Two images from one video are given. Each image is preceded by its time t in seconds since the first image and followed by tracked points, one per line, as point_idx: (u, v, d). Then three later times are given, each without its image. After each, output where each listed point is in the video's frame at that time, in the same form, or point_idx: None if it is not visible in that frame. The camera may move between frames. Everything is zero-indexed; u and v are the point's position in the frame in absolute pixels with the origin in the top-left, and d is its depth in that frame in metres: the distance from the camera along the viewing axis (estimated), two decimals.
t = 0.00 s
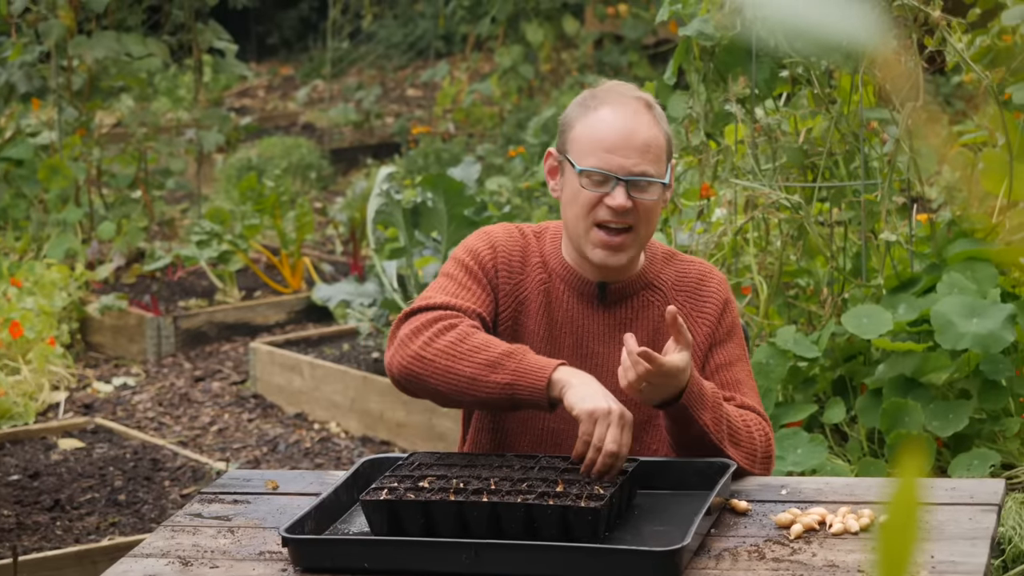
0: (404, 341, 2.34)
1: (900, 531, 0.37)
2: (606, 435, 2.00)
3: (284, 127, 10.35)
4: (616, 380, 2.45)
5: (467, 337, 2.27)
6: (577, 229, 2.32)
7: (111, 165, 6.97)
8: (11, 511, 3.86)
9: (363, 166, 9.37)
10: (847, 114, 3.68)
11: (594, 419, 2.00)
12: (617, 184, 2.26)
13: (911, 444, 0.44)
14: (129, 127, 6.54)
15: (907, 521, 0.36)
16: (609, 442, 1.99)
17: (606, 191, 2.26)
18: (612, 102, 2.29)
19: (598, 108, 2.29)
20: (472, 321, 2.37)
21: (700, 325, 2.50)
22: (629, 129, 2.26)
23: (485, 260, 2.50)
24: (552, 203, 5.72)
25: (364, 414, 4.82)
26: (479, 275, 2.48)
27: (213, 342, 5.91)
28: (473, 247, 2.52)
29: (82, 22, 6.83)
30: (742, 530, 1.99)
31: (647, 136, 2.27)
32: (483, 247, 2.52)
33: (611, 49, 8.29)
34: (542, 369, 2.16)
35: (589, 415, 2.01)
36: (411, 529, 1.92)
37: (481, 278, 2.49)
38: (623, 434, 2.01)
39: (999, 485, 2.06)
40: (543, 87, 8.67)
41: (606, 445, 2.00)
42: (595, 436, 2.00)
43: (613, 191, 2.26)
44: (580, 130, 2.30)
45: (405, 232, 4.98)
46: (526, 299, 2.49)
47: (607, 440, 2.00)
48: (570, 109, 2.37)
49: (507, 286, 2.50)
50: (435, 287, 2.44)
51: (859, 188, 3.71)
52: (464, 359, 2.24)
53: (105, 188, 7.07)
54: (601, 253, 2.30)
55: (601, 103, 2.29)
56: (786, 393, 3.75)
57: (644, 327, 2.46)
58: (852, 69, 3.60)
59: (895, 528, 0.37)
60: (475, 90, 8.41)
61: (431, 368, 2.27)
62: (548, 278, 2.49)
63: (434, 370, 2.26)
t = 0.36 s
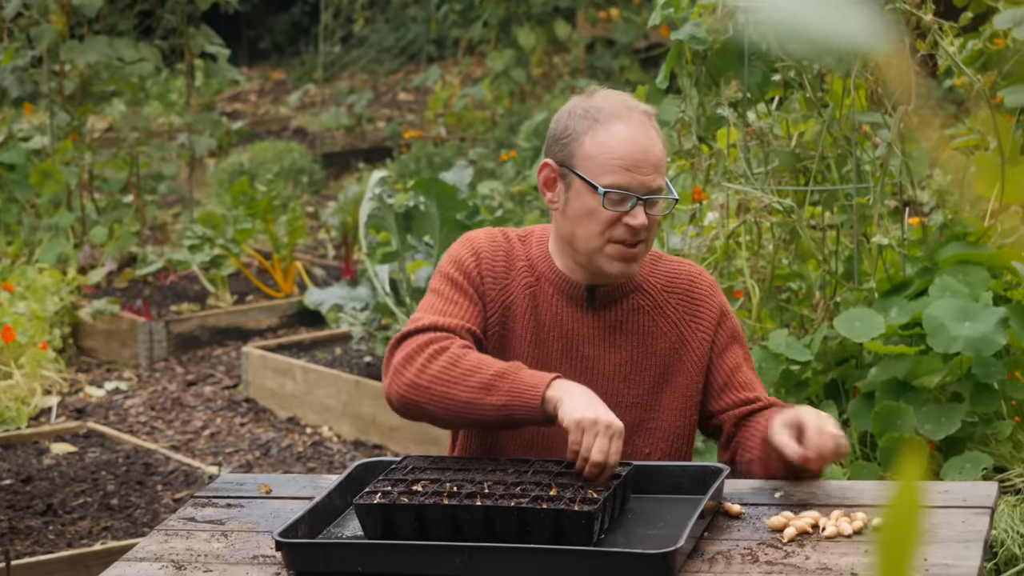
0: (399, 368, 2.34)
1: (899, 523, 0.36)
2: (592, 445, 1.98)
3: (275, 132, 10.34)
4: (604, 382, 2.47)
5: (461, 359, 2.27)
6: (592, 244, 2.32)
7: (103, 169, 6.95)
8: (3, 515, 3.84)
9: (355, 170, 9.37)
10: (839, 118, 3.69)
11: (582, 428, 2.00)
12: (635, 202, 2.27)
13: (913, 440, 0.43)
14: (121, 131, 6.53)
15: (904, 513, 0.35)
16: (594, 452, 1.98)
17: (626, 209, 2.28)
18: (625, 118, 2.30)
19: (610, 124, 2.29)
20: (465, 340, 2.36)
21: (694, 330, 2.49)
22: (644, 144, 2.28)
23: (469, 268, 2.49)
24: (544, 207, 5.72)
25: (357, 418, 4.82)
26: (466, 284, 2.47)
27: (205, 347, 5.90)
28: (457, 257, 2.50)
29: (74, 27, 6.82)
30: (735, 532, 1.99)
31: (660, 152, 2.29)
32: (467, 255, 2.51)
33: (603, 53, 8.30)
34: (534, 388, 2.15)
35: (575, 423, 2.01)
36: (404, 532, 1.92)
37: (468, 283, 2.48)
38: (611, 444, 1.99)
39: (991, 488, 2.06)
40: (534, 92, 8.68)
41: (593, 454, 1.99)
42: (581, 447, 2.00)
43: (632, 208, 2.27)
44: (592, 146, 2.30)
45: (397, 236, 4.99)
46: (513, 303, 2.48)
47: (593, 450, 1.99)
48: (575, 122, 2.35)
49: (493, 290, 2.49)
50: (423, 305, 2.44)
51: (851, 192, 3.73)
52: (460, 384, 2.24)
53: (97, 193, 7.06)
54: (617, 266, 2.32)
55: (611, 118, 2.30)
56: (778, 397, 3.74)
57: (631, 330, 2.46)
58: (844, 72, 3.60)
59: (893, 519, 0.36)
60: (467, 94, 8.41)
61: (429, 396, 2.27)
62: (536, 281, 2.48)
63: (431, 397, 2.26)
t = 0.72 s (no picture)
0: (382, 381, 2.35)
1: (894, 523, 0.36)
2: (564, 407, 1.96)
3: (268, 134, 10.33)
4: (600, 385, 2.46)
5: (439, 360, 2.28)
6: (583, 242, 2.32)
7: (95, 171, 6.94)
8: None
9: (348, 172, 9.36)
10: (832, 120, 3.68)
11: (553, 394, 1.99)
12: (627, 199, 2.27)
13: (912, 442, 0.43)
14: (115, 134, 6.52)
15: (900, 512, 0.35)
16: (567, 412, 1.96)
17: (617, 205, 2.27)
18: (618, 116, 2.30)
19: (603, 122, 2.30)
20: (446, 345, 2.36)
21: (690, 332, 2.49)
22: (636, 143, 2.28)
23: (459, 274, 2.49)
24: (537, 209, 5.73)
25: (350, 420, 4.82)
26: (456, 290, 2.48)
27: (198, 349, 5.90)
28: (448, 264, 2.51)
29: (66, 29, 6.81)
30: (729, 534, 1.99)
31: (652, 151, 2.29)
32: (458, 262, 2.51)
33: (596, 55, 8.31)
34: (507, 370, 2.13)
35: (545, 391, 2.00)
36: (399, 534, 1.92)
37: (460, 288, 2.48)
38: (585, 403, 1.97)
39: (985, 489, 2.07)
40: (527, 93, 8.68)
41: (566, 415, 1.96)
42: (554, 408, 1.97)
43: (623, 205, 2.27)
44: (584, 144, 2.30)
45: (390, 238, 4.99)
46: (506, 306, 2.48)
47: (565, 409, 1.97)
48: (567, 120, 2.35)
49: (484, 296, 2.49)
50: (412, 317, 2.45)
51: (844, 194, 3.75)
52: (438, 383, 2.24)
53: (90, 195, 7.05)
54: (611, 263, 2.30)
55: (602, 117, 2.31)
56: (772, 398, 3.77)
57: (627, 333, 2.46)
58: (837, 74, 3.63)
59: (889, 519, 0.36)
60: (460, 96, 8.41)
61: (412, 403, 2.27)
62: (530, 284, 2.49)
63: (414, 403, 2.27)
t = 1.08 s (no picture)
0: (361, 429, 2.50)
1: (897, 522, 0.35)
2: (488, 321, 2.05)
3: (263, 134, 10.32)
4: (585, 387, 2.45)
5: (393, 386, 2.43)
6: (532, 233, 2.33)
7: (90, 172, 6.93)
8: None
9: (343, 172, 9.36)
10: (827, 120, 3.70)
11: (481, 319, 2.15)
12: (567, 186, 2.28)
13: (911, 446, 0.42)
14: (110, 134, 6.52)
15: (901, 514, 0.35)
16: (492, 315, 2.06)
17: (558, 193, 2.28)
18: (559, 108, 2.31)
19: (544, 115, 2.31)
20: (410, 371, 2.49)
21: (674, 329, 2.49)
22: (575, 131, 2.29)
23: (427, 298, 2.57)
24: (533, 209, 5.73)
25: (346, 420, 4.81)
26: (430, 311, 2.56)
27: (194, 349, 5.90)
28: (419, 291, 2.58)
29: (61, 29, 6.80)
30: (725, 534, 1.99)
31: (594, 138, 2.29)
32: (425, 287, 2.58)
33: (591, 55, 8.32)
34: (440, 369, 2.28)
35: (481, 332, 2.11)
36: (395, 534, 1.92)
37: (430, 312, 2.56)
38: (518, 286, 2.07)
39: (981, 489, 2.07)
40: (522, 94, 8.68)
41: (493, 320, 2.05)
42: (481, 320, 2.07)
43: (564, 194, 2.28)
44: (527, 137, 2.32)
45: (386, 239, 4.99)
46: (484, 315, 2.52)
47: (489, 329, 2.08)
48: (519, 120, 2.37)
49: (456, 309, 2.54)
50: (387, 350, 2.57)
51: (840, 194, 3.75)
52: (395, 408, 2.39)
53: (85, 195, 7.05)
54: (560, 255, 2.31)
55: (544, 108, 2.32)
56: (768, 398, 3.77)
57: (610, 333, 2.47)
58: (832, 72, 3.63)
59: (889, 520, 0.35)
60: (455, 96, 8.41)
61: (386, 434, 2.43)
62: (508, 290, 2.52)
63: (381, 436, 2.43)
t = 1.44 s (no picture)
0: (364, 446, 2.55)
1: (901, 522, 0.35)
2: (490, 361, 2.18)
3: (261, 133, 10.32)
4: (575, 387, 2.45)
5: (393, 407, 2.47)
6: (510, 245, 2.32)
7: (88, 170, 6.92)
8: None
9: (341, 171, 9.36)
10: (825, 119, 3.70)
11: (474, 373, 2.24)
12: (539, 199, 2.26)
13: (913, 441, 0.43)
14: (107, 133, 6.51)
15: (905, 512, 0.35)
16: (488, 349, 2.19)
17: (530, 206, 2.27)
18: (524, 119, 2.28)
19: (511, 126, 2.28)
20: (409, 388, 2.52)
21: (659, 327, 2.49)
22: (542, 141, 2.26)
23: (417, 303, 2.57)
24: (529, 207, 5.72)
25: (343, 419, 4.80)
26: (419, 319, 2.56)
27: (192, 348, 5.90)
28: (408, 296, 2.58)
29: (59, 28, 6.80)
30: (724, 532, 1.99)
31: (561, 147, 2.27)
32: (414, 294, 2.57)
33: (589, 54, 8.31)
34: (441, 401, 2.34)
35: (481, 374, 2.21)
36: (394, 533, 1.92)
37: (420, 317, 2.56)
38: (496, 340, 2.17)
39: (979, 487, 2.07)
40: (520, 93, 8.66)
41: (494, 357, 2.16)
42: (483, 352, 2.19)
43: (536, 206, 2.26)
44: (495, 151, 2.30)
45: (383, 238, 4.98)
46: (472, 318, 2.51)
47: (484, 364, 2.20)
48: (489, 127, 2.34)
49: (444, 315, 2.54)
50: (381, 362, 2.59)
51: (837, 193, 3.74)
52: (398, 431, 2.44)
53: (83, 194, 7.05)
54: (538, 265, 2.32)
55: (511, 118, 2.29)
56: (765, 396, 3.78)
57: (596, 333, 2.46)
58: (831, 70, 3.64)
59: (894, 518, 0.35)
60: (452, 95, 8.40)
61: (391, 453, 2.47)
62: (495, 292, 2.50)
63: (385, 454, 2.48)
